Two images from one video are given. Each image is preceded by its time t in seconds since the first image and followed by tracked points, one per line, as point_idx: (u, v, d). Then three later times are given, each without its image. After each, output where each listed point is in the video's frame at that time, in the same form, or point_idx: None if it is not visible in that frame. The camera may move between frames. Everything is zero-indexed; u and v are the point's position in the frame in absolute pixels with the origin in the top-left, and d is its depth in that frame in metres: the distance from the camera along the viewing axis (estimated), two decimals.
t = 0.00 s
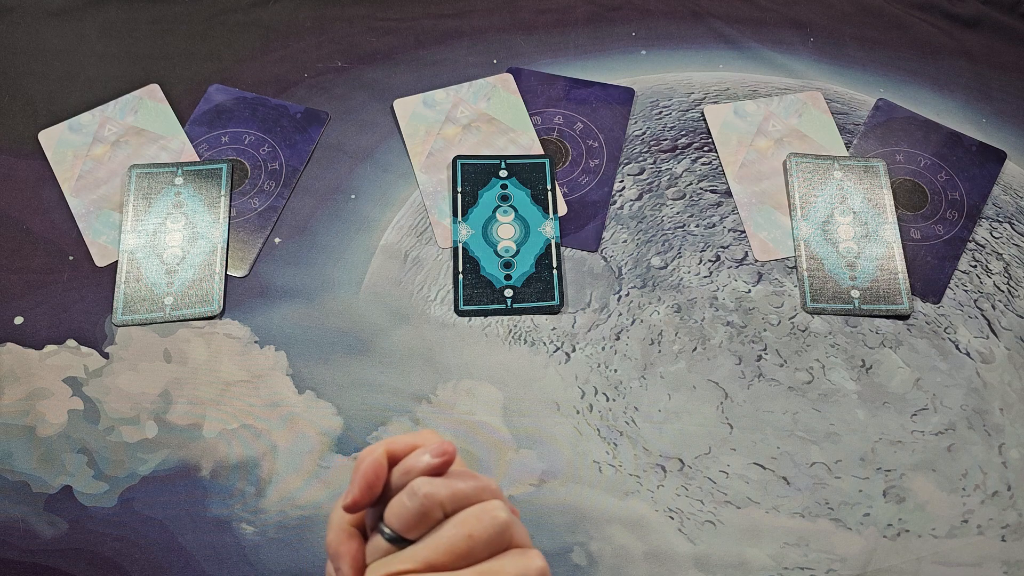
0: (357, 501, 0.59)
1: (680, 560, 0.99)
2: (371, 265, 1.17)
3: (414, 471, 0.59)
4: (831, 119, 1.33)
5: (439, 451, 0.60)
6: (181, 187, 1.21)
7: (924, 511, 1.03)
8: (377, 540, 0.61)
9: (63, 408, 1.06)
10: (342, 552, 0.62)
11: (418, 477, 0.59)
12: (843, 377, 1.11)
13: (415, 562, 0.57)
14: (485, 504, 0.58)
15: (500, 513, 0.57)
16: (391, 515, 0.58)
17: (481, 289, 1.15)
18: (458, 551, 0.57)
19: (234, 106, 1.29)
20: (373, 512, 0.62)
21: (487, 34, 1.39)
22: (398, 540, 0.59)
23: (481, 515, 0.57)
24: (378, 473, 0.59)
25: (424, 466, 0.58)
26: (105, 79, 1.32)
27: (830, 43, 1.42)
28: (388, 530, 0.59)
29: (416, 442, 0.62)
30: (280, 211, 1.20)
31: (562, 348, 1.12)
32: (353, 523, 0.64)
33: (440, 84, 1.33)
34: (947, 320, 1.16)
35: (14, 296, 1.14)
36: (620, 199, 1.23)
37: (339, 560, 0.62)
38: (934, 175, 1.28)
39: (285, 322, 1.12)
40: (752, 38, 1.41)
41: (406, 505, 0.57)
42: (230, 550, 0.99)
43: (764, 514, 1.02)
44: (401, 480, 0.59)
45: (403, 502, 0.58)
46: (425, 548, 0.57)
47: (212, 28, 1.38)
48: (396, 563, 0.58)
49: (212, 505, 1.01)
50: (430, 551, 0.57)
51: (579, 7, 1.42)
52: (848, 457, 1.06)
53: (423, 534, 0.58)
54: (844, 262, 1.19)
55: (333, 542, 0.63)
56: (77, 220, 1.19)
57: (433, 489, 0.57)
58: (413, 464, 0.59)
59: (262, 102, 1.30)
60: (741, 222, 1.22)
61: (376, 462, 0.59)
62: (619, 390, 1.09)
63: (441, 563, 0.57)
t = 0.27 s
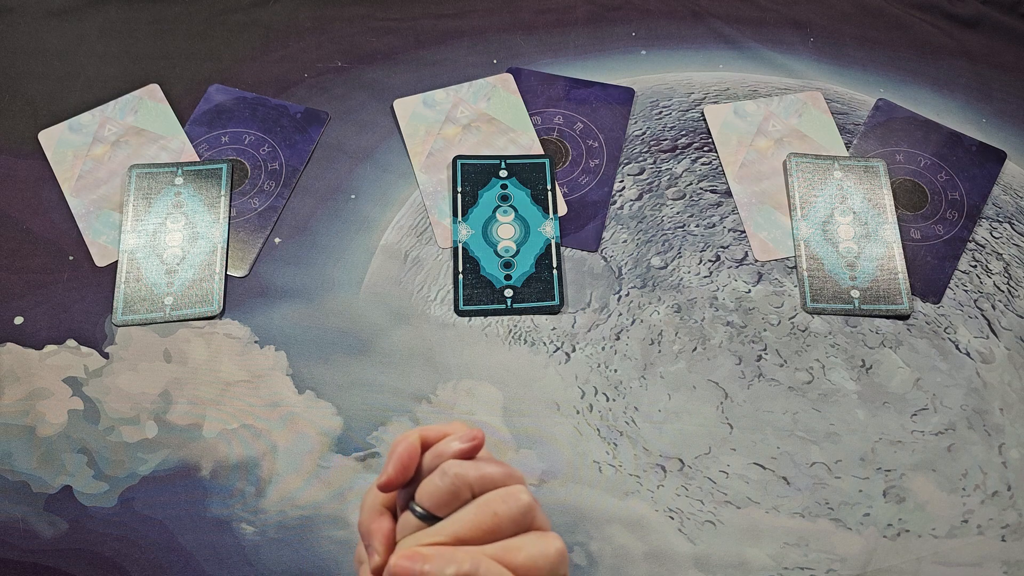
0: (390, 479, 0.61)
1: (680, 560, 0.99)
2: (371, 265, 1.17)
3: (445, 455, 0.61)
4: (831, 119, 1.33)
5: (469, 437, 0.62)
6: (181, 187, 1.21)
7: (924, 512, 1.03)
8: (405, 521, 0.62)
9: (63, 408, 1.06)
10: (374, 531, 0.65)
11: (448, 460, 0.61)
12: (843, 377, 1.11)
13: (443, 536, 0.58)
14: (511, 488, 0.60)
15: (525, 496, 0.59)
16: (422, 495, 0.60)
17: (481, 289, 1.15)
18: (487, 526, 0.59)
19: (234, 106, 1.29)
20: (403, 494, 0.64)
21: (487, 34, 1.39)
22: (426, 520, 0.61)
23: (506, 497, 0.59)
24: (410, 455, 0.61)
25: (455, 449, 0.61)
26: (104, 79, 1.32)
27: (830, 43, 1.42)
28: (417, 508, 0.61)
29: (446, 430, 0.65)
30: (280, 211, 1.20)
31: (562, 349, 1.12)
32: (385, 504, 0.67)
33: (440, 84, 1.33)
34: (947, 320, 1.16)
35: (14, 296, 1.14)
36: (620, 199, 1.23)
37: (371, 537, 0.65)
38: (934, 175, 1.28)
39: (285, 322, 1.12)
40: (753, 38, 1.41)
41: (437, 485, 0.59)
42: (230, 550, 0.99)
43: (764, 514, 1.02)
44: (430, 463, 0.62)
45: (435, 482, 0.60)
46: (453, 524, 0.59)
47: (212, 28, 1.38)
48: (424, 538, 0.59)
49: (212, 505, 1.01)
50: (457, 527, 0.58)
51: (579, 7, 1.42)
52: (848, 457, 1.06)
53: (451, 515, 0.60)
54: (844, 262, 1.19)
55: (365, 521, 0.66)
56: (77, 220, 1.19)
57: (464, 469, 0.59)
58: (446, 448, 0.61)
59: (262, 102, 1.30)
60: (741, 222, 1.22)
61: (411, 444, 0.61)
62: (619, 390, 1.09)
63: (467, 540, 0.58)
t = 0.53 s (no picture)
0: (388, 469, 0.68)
1: (680, 560, 0.99)
2: (371, 265, 1.17)
3: (436, 452, 0.68)
4: (831, 119, 1.33)
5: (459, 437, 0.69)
6: (181, 187, 1.21)
7: (924, 511, 1.03)
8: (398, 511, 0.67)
9: (63, 408, 1.06)
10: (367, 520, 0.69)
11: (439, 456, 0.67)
12: (844, 377, 1.11)
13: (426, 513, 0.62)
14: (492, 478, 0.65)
15: (503, 484, 0.64)
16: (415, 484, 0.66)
17: (481, 289, 1.15)
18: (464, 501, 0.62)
19: (234, 106, 1.29)
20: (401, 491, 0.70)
21: (487, 34, 1.39)
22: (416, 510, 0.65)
23: (486, 483, 0.64)
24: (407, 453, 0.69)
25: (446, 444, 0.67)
26: (104, 79, 1.32)
27: (830, 43, 1.42)
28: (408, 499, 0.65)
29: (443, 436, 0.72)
30: (280, 211, 1.20)
31: (562, 349, 1.12)
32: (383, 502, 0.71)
33: (440, 84, 1.33)
34: (947, 320, 1.16)
35: (14, 296, 1.14)
36: (620, 199, 1.24)
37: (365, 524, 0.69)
38: (934, 175, 1.28)
39: (285, 322, 1.12)
40: (752, 38, 1.41)
41: (428, 474, 0.65)
42: (230, 550, 0.99)
43: (764, 514, 1.02)
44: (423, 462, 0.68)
45: (426, 472, 0.66)
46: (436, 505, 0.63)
47: (212, 28, 1.38)
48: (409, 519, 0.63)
49: (212, 505, 1.01)
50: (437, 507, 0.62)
51: (579, 7, 1.42)
52: (848, 457, 1.06)
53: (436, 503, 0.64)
54: (844, 262, 1.19)
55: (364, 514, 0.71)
56: (77, 220, 1.19)
57: (450, 459, 0.66)
58: (437, 445, 0.68)
59: (262, 102, 1.30)
60: (741, 222, 1.22)
61: (407, 442, 0.69)
62: (619, 390, 1.09)
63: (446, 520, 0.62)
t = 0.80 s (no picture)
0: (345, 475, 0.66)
1: (680, 560, 0.99)
2: (370, 265, 1.17)
3: (399, 463, 0.65)
4: (831, 119, 1.33)
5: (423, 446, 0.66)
6: (181, 187, 1.21)
7: (924, 511, 1.03)
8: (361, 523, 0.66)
9: (63, 408, 1.06)
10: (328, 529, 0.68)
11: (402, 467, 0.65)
12: (844, 377, 1.11)
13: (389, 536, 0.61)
14: (458, 493, 0.63)
15: (471, 501, 0.62)
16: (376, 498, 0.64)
17: (481, 289, 1.15)
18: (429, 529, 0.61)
19: (234, 106, 1.29)
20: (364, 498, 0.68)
21: (487, 34, 1.39)
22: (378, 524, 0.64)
23: (452, 501, 0.62)
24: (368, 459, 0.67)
25: (408, 456, 0.65)
26: (105, 79, 1.32)
27: (830, 43, 1.42)
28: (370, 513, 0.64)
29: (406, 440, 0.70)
30: (280, 211, 1.20)
31: (562, 349, 1.12)
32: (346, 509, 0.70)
33: (440, 84, 1.33)
34: (947, 320, 1.16)
35: (14, 296, 1.14)
36: (620, 199, 1.24)
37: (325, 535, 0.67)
38: (934, 175, 1.28)
39: (285, 322, 1.12)
40: (752, 38, 1.41)
41: (390, 490, 0.63)
42: (230, 550, 0.99)
43: (764, 514, 1.02)
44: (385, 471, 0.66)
45: (389, 487, 0.64)
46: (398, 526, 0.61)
47: (212, 28, 1.38)
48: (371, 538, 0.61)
49: (212, 505, 1.01)
50: (402, 527, 0.61)
51: (579, 7, 1.42)
52: (848, 457, 1.06)
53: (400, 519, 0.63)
54: (844, 262, 1.19)
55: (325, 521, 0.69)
56: (77, 220, 1.19)
57: (413, 473, 0.64)
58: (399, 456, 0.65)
59: (262, 102, 1.30)
60: (741, 222, 1.22)
61: (368, 450, 0.67)
62: (619, 390, 1.09)
63: (411, 541, 0.60)
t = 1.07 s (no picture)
0: (348, 476, 0.67)
1: (680, 560, 0.99)
2: (370, 265, 1.17)
3: (397, 462, 0.67)
4: (831, 119, 1.33)
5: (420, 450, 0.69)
6: (181, 187, 1.21)
7: (924, 511, 1.03)
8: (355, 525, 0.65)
9: (63, 408, 1.06)
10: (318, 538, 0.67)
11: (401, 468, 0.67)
12: (844, 377, 1.11)
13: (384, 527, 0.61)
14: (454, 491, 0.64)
15: (467, 495, 0.64)
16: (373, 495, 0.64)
17: (481, 289, 1.15)
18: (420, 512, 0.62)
19: (234, 106, 1.29)
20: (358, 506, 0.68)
21: (487, 34, 1.39)
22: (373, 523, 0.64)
23: (448, 495, 0.64)
24: (367, 462, 0.68)
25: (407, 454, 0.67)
26: (105, 79, 1.32)
27: (830, 43, 1.42)
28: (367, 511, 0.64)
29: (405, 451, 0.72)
30: (280, 211, 1.20)
31: (562, 349, 1.12)
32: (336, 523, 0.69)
33: (440, 84, 1.33)
34: (947, 320, 1.16)
35: (14, 296, 1.14)
36: (620, 199, 1.24)
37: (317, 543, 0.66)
38: (934, 175, 1.28)
39: (285, 322, 1.12)
40: (752, 38, 1.41)
41: (387, 485, 0.64)
42: (230, 550, 0.99)
43: (764, 514, 1.02)
44: (384, 471, 0.67)
45: (386, 483, 0.65)
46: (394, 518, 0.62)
47: (212, 28, 1.38)
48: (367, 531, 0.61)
49: (212, 505, 1.01)
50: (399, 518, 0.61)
51: (579, 7, 1.42)
52: (848, 457, 1.06)
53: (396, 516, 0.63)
54: (844, 262, 1.19)
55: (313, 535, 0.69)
56: (77, 220, 1.19)
57: (411, 472, 0.65)
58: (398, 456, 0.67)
59: (262, 102, 1.30)
60: (741, 222, 1.22)
61: (369, 451, 0.68)
62: (619, 390, 1.09)
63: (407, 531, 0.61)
